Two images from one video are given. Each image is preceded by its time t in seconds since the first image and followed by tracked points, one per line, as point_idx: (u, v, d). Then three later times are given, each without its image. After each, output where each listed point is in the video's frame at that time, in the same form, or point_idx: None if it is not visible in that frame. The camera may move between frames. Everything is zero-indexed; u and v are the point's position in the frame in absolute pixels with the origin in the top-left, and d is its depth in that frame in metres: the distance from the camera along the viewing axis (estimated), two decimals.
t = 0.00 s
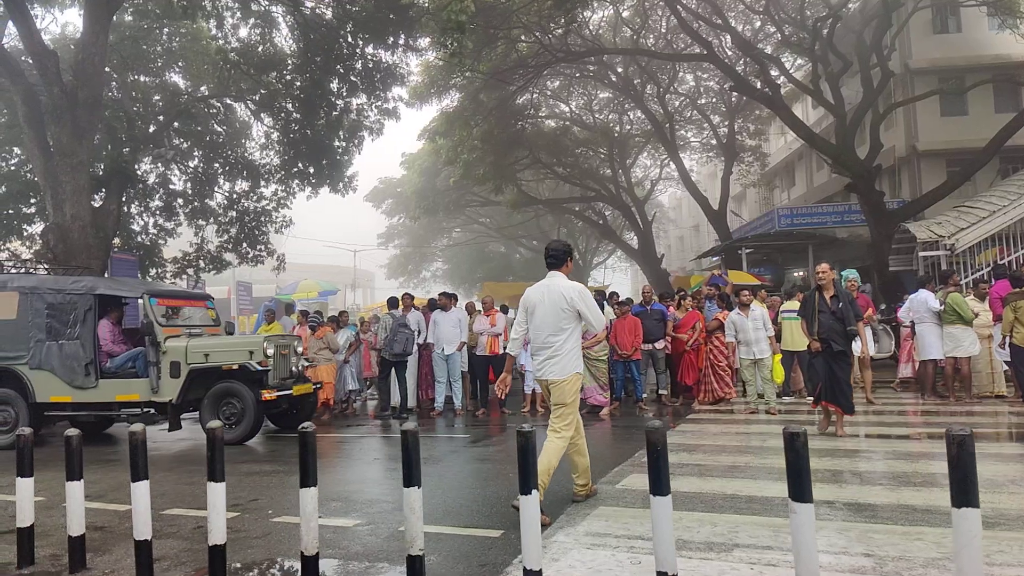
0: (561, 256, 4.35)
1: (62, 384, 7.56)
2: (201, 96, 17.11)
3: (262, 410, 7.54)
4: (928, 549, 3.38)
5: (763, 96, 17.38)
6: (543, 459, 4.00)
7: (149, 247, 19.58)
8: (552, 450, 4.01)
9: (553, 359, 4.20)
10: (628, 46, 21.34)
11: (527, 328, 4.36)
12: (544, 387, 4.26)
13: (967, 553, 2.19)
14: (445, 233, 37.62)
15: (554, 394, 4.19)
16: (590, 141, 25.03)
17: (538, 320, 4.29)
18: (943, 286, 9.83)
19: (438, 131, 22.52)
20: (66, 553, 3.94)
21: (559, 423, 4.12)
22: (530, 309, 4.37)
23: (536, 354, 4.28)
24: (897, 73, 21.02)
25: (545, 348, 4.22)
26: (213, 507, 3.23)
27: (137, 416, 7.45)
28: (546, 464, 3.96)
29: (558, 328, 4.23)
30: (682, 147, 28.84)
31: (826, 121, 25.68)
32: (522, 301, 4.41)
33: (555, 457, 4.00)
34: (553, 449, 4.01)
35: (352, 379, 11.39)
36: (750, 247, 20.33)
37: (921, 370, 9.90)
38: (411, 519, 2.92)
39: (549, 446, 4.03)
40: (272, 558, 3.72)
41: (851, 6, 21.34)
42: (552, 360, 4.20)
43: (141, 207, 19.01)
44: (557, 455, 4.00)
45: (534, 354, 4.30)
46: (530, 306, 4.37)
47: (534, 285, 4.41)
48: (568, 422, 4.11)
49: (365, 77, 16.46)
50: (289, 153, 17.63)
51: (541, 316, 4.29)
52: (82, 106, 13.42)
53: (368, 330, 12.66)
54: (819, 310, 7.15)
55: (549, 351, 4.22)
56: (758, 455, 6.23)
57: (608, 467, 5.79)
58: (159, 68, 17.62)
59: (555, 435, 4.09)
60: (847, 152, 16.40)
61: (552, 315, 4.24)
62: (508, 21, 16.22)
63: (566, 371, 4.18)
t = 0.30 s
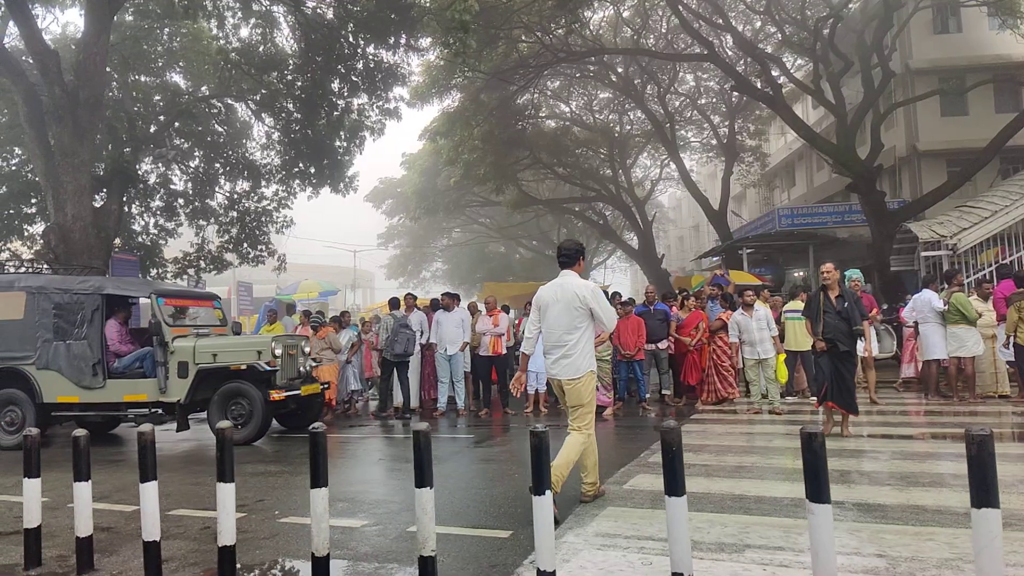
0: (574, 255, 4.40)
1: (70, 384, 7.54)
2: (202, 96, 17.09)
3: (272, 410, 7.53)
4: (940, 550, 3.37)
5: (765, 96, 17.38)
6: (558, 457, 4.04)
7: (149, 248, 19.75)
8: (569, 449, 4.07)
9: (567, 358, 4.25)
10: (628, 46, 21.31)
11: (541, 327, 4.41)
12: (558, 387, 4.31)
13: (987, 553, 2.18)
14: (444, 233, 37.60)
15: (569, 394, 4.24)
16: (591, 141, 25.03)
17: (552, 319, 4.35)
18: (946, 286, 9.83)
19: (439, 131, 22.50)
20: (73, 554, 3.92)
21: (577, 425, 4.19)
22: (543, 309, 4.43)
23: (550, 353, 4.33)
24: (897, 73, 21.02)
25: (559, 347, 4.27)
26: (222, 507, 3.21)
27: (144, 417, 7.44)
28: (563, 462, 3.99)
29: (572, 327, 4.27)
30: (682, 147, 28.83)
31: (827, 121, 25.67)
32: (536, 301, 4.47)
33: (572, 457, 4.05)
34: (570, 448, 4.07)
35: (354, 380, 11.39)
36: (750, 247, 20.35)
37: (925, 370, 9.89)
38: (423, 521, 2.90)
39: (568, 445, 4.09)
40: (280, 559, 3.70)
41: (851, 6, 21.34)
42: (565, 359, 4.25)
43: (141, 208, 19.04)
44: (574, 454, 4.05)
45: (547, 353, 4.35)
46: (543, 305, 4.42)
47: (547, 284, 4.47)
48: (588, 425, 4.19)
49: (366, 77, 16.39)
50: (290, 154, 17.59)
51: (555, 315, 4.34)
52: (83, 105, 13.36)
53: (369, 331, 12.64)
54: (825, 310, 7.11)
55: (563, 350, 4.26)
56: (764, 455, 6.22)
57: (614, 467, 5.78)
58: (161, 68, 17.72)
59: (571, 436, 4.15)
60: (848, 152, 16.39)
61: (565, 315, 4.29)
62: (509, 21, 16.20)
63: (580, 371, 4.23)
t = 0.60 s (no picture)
0: (586, 253, 4.45)
1: (77, 384, 7.52)
2: (203, 95, 17.07)
3: (280, 410, 7.51)
4: (952, 551, 3.35)
5: (766, 96, 17.36)
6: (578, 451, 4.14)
7: (150, 247, 19.65)
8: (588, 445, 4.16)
9: (580, 356, 4.28)
10: (628, 46, 21.30)
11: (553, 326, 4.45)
12: (572, 385, 4.34)
13: (1005, 553, 2.17)
14: (444, 233, 37.57)
15: (583, 392, 4.28)
16: (591, 141, 25.02)
17: (564, 318, 4.39)
18: (949, 287, 9.82)
19: (439, 130, 22.47)
20: (79, 554, 3.91)
21: (595, 422, 4.27)
22: (555, 308, 4.46)
23: (562, 351, 4.36)
24: (898, 73, 21.02)
25: (572, 345, 4.31)
26: (232, 508, 3.20)
27: (152, 416, 7.41)
28: (583, 457, 4.08)
29: (584, 325, 4.31)
30: (682, 147, 28.82)
31: (827, 121, 25.66)
32: (548, 299, 4.51)
33: (592, 453, 4.15)
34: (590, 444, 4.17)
35: (356, 379, 11.38)
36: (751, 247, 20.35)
37: (928, 371, 9.88)
38: (434, 521, 2.89)
39: (588, 442, 4.18)
40: (289, 560, 3.68)
41: (851, 6, 21.32)
42: (578, 357, 4.28)
43: (142, 207, 19.07)
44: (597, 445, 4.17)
45: (560, 351, 4.38)
46: (555, 304, 4.46)
47: (559, 283, 4.51)
48: (606, 423, 4.29)
49: (368, 76, 16.37)
50: (291, 153, 17.55)
51: (567, 314, 4.38)
52: (84, 105, 13.32)
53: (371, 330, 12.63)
54: (830, 310, 7.09)
55: (576, 348, 4.30)
56: (770, 455, 6.21)
57: (619, 467, 5.76)
58: (161, 67, 17.71)
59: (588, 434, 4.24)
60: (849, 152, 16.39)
61: (578, 313, 4.33)
62: (510, 21, 16.17)
63: (593, 369, 4.26)
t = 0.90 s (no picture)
0: (599, 251, 4.46)
1: (85, 382, 7.50)
2: (205, 93, 17.05)
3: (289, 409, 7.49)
4: (964, 552, 3.34)
5: (769, 95, 17.34)
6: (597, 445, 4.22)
7: (151, 245, 19.65)
8: (606, 440, 4.23)
9: (593, 353, 4.32)
10: (630, 46, 21.28)
11: (566, 323, 4.48)
12: (585, 382, 4.38)
13: None
14: (445, 232, 37.56)
15: (598, 389, 4.32)
16: (592, 141, 25.00)
17: (576, 315, 4.42)
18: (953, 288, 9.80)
19: (441, 129, 22.45)
20: (87, 552, 3.89)
21: (613, 417, 4.32)
22: (567, 305, 4.49)
23: (575, 348, 4.40)
24: (900, 73, 20.99)
25: (585, 343, 4.34)
26: (242, 506, 3.18)
27: (160, 415, 7.40)
28: (603, 451, 4.17)
29: (597, 323, 4.34)
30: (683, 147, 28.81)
31: (829, 121, 25.64)
32: (561, 297, 4.54)
33: (611, 448, 4.23)
34: (609, 440, 4.23)
35: (358, 378, 11.38)
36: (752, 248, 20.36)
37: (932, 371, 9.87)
38: (447, 520, 2.88)
39: (607, 436, 4.25)
40: (298, 559, 3.67)
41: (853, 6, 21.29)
42: (591, 354, 4.32)
43: (143, 205, 19.11)
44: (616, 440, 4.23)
45: (573, 349, 4.42)
46: (568, 302, 4.49)
47: (572, 280, 4.53)
48: (624, 417, 4.35)
49: (370, 75, 16.37)
50: (293, 152, 17.51)
51: (579, 311, 4.41)
52: (86, 103, 13.28)
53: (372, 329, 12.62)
54: (836, 311, 7.06)
55: (589, 345, 4.34)
56: (777, 455, 6.20)
57: (625, 467, 5.75)
58: (163, 65, 17.72)
59: (607, 428, 4.30)
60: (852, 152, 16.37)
61: (590, 311, 4.36)
62: (513, 20, 16.12)
63: (606, 365, 4.29)
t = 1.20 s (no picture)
0: (614, 249, 4.49)
1: (96, 380, 7.50)
2: (209, 93, 17.07)
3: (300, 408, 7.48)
4: (980, 553, 3.32)
5: (774, 95, 17.30)
6: (618, 442, 4.25)
7: (155, 244, 19.69)
8: (627, 437, 4.24)
9: (608, 351, 4.31)
10: (634, 45, 21.22)
11: (580, 322, 4.49)
12: (601, 380, 4.37)
13: None
14: (447, 232, 37.57)
15: (614, 385, 4.31)
16: (595, 140, 24.98)
17: (591, 313, 4.43)
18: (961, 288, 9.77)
19: (445, 128, 22.40)
20: (97, 551, 3.88)
21: (632, 412, 4.34)
22: (582, 303, 4.50)
23: (590, 347, 4.40)
24: (904, 73, 20.93)
25: (600, 340, 4.34)
26: (254, 505, 3.17)
27: (171, 413, 7.39)
28: (624, 448, 4.19)
29: (612, 320, 4.35)
30: (687, 146, 28.78)
31: (833, 120, 25.58)
32: (575, 296, 4.55)
33: (632, 442, 4.25)
34: (630, 436, 4.24)
35: (363, 377, 11.39)
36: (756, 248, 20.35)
37: (939, 371, 9.84)
38: (461, 520, 2.86)
39: (627, 432, 4.26)
40: (310, 558, 3.66)
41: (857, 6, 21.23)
42: (606, 351, 4.32)
43: (148, 203, 19.18)
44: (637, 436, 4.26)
45: (587, 347, 4.42)
46: (582, 300, 4.50)
47: (586, 279, 4.55)
48: (642, 408, 4.37)
49: (374, 74, 16.33)
50: (297, 150, 17.50)
51: (594, 309, 4.41)
52: (92, 102, 13.28)
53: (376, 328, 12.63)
54: (845, 312, 7.03)
55: (604, 343, 4.33)
56: (786, 455, 6.18)
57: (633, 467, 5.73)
58: (167, 64, 17.73)
59: (629, 423, 4.31)
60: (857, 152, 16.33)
61: (605, 308, 4.37)
62: (518, 19, 16.04)
63: (622, 363, 4.29)
